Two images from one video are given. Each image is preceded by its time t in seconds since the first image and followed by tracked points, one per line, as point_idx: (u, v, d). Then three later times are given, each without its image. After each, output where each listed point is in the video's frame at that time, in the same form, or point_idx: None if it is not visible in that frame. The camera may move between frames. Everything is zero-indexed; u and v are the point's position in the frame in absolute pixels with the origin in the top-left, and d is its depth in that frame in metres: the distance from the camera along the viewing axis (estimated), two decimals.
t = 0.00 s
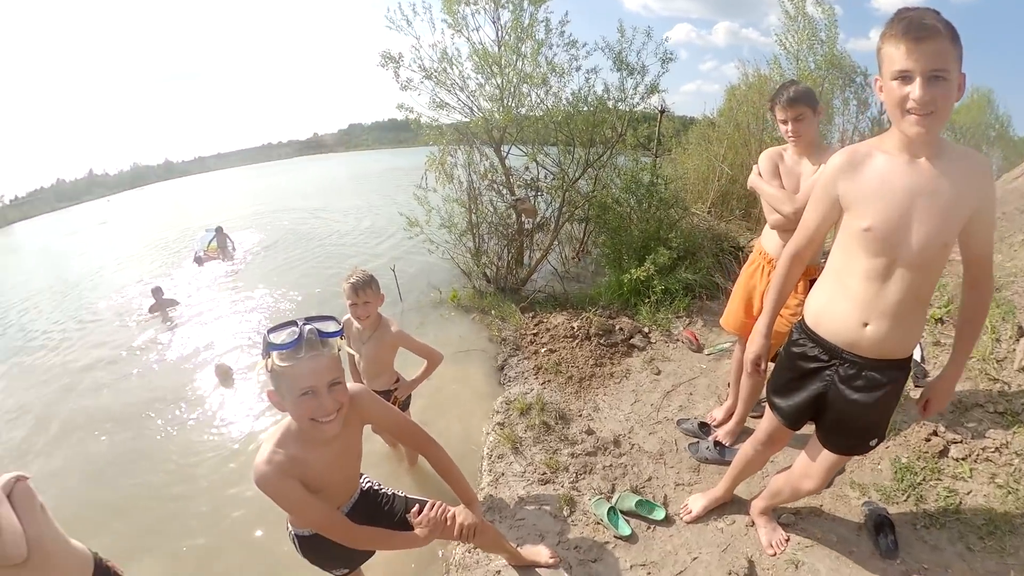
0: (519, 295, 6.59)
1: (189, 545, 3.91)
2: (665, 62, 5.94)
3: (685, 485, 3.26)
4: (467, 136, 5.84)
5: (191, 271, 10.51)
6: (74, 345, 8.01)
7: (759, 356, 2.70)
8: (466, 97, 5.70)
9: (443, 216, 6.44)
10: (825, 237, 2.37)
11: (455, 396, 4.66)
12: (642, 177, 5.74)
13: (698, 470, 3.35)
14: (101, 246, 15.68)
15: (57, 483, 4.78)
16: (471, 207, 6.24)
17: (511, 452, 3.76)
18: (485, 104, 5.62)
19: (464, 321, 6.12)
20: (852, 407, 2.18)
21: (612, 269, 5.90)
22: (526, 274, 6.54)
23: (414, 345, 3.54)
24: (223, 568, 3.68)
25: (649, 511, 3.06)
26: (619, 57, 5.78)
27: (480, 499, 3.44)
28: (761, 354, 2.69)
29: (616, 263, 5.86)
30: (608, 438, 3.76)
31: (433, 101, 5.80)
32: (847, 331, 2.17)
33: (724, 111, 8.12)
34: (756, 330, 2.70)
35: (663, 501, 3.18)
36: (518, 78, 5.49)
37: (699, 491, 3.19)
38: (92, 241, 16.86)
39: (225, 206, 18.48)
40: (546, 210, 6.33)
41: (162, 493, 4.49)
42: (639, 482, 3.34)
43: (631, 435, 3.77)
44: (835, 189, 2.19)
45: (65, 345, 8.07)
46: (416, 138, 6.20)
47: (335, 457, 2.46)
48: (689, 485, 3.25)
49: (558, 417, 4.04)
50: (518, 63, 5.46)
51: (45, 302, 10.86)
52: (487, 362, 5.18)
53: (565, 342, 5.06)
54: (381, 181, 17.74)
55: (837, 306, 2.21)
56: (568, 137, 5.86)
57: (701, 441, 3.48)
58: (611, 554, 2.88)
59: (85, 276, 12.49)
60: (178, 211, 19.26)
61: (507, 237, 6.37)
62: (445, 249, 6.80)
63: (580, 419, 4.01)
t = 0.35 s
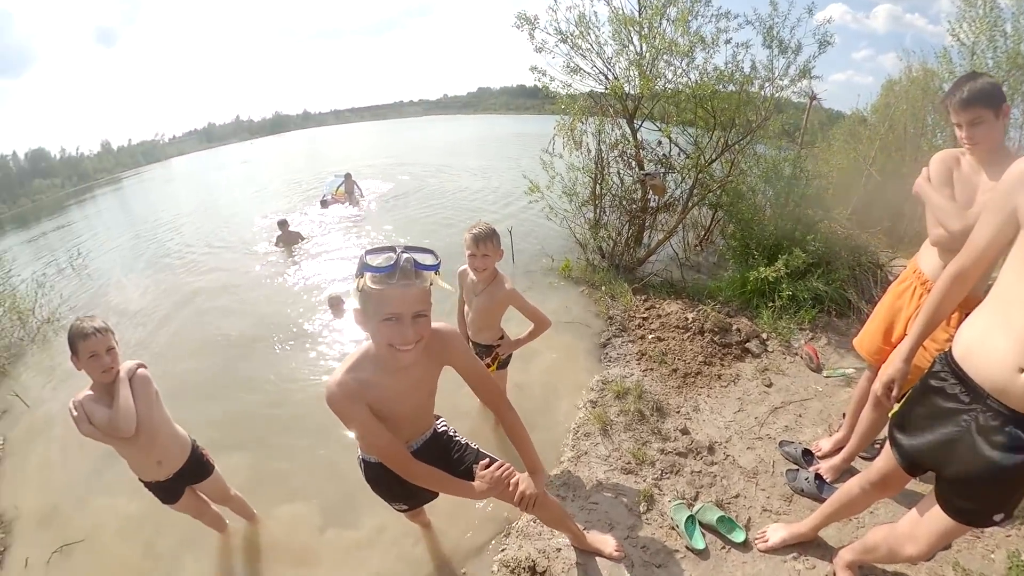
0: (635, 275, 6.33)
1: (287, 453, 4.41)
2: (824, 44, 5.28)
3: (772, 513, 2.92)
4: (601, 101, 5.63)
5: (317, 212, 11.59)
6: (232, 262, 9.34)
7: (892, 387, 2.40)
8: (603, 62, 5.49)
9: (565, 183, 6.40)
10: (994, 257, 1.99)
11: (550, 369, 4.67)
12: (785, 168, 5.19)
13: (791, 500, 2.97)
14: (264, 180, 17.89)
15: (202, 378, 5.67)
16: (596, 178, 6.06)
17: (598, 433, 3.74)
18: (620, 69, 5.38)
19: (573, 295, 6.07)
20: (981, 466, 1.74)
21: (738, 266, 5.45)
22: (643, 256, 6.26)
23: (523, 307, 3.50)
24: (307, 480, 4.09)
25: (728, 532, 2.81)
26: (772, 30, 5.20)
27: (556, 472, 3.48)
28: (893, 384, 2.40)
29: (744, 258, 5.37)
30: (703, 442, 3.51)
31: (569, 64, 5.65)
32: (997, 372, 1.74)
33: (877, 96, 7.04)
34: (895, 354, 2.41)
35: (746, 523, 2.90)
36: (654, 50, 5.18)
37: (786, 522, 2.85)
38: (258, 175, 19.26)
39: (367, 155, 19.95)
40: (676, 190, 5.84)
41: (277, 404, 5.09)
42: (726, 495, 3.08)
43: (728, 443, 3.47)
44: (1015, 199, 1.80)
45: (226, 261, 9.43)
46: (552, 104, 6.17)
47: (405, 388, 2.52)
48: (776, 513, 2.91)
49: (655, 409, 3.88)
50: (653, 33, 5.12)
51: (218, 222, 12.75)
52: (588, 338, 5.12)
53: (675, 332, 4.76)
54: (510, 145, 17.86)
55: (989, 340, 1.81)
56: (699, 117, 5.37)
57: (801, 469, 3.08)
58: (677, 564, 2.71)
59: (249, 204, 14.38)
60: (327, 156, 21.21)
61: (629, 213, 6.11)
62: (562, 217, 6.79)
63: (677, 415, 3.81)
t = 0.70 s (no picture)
0: (717, 275, 6.14)
1: (343, 403, 4.65)
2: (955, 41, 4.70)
3: (819, 554, 2.72)
4: (701, 87, 5.46)
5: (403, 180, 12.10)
6: (320, 220, 9.95)
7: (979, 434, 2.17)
8: (703, 45, 5.28)
9: (655, 170, 6.23)
10: None
11: (612, 367, 4.62)
12: (892, 177, 4.85)
13: (842, 545, 2.75)
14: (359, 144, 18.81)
15: (279, 324, 6.11)
16: (687, 168, 5.86)
17: (654, 434, 3.70)
18: (723, 56, 5.28)
19: (646, 290, 5.93)
20: None
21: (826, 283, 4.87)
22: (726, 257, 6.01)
23: (596, 291, 3.34)
24: (358, 431, 4.28)
25: (768, 562, 2.65)
26: (891, 20, 4.76)
27: (602, 466, 3.55)
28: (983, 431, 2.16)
29: (834, 274, 4.83)
30: (760, 463, 3.31)
31: (667, 47, 5.43)
32: None
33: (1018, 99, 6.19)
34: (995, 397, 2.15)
35: (789, 557, 2.72)
36: (760, 39, 5.04)
37: (833, 566, 2.63)
38: (354, 139, 20.25)
39: (458, 127, 20.31)
40: (770, 191, 5.42)
41: (341, 356, 5.37)
42: (772, 523, 2.91)
43: (786, 469, 3.26)
44: None
45: (317, 217, 10.09)
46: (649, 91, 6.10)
47: (431, 333, 2.59)
48: (823, 555, 2.71)
49: (716, 420, 3.71)
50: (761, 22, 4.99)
51: (312, 179, 13.58)
52: (660, 335, 5.02)
53: (750, 342, 4.51)
54: (603, 127, 17.37)
55: None
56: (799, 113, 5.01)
57: (860, 514, 2.83)
58: None
59: (343, 165, 15.19)
60: (422, 126, 21.90)
61: (718, 210, 5.84)
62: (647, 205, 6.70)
63: (739, 429, 3.64)
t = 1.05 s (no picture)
0: (756, 282, 6.01)
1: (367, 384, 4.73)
2: None
3: None
4: (751, 88, 5.45)
5: (442, 169, 12.23)
6: (358, 204, 10.14)
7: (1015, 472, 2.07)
8: (754, 43, 5.15)
9: (699, 171, 6.17)
10: None
11: (639, 371, 4.58)
12: (944, 195, 4.45)
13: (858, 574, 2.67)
14: (402, 131, 19.07)
15: (312, 303, 6.27)
16: (732, 169, 5.79)
17: (678, 441, 3.65)
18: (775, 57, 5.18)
19: (679, 295, 5.84)
20: None
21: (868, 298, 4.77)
22: (767, 265, 5.89)
23: (631, 289, 3.32)
24: (381, 412, 4.35)
25: None
26: (955, 26, 4.56)
27: (623, 468, 3.55)
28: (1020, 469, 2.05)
29: (877, 290, 4.70)
30: (783, 481, 3.22)
31: (716, 44, 5.31)
32: None
33: None
34: None
35: None
36: (815, 41, 4.90)
37: None
38: (396, 126, 20.52)
39: (500, 118, 20.33)
40: (816, 199, 5.23)
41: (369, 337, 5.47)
42: (789, 544, 2.84)
43: (810, 489, 3.17)
44: None
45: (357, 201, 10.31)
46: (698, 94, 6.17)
47: (450, 303, 2.71)
48: None
49: (743, 432, 3.62)
50: (816, 21, 4.94)
51: (353, 164, 13.84)
52: (693, 339, 4.96)
53: (785, 355, 4.41)
54: (648, 125, 17.02)
55: None
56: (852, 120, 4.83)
57: (881, 545, 2.72)
58: None
59: (384, 151, 15.43)
60: (464, 116, 22.01)
61: (763, 215, 5.67)
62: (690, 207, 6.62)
63: (766, 443, 3.55)
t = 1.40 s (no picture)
0: (771, 287, 5.93)
1: (376, 380, 4.75)
2: None
3: None
4: (769, 89, 5.39)
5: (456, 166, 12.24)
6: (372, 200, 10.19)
7: None
8: (774, 44, 5.09)
9: (715, 173, 6.12)
10: None
11: (649, 376, 4.54)
12: (966, 205, 4.28)
13: None
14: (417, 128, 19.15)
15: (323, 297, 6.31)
16: (748, 171, 5.73)
17: (687, 447, 3.62)
18: (795, 58, 5.11)
19: (691, 298, 5.79)
20: None
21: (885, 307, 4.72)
22: (783, 270, 5.82)
23: (643, 291, 3.28)
24: (390, 408, 4.37)
25: None
26: (981, 30, 4.46)
27: (630, 473, 3.53)
28: None
29: (894, 299, 4.63)
30: (791, 492, 3.18)
31: (735, 45, 5.26)
32: None
33: None
34: None
35: None
36: (837, 43, 4.83)
37: None
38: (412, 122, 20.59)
39: (516, 116, 20.30)
40: (834, 205, 5.16)
41: (379, 333, 5.48)
42: (796, 556, 2.80)
43: (819, 501, 3.12)
44: None
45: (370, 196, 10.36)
46: (715, 95, 6.12)
47: (455, 286, 2.73)
48: None
49: (753, 440, 3.58)
50: (839, 21, 4.85)
51: (368, 159, 13.91)
52: (705, 343, 4.92)
53: (798, 363, 4.35)
54: (664, 125, 16.92)
55: None
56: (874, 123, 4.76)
57: (890, 562, 2.67)
58: None
59: (399, 147, 15.49)
60: (480, 114, 22.02)
61: (780, 220, 5.60)
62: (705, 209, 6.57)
63: (775, 453, 3.50)
